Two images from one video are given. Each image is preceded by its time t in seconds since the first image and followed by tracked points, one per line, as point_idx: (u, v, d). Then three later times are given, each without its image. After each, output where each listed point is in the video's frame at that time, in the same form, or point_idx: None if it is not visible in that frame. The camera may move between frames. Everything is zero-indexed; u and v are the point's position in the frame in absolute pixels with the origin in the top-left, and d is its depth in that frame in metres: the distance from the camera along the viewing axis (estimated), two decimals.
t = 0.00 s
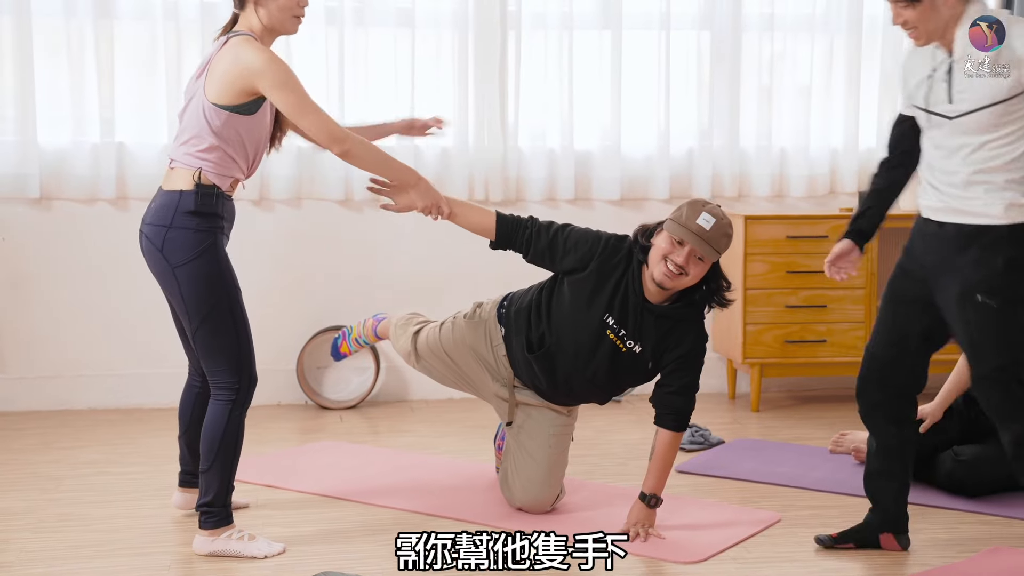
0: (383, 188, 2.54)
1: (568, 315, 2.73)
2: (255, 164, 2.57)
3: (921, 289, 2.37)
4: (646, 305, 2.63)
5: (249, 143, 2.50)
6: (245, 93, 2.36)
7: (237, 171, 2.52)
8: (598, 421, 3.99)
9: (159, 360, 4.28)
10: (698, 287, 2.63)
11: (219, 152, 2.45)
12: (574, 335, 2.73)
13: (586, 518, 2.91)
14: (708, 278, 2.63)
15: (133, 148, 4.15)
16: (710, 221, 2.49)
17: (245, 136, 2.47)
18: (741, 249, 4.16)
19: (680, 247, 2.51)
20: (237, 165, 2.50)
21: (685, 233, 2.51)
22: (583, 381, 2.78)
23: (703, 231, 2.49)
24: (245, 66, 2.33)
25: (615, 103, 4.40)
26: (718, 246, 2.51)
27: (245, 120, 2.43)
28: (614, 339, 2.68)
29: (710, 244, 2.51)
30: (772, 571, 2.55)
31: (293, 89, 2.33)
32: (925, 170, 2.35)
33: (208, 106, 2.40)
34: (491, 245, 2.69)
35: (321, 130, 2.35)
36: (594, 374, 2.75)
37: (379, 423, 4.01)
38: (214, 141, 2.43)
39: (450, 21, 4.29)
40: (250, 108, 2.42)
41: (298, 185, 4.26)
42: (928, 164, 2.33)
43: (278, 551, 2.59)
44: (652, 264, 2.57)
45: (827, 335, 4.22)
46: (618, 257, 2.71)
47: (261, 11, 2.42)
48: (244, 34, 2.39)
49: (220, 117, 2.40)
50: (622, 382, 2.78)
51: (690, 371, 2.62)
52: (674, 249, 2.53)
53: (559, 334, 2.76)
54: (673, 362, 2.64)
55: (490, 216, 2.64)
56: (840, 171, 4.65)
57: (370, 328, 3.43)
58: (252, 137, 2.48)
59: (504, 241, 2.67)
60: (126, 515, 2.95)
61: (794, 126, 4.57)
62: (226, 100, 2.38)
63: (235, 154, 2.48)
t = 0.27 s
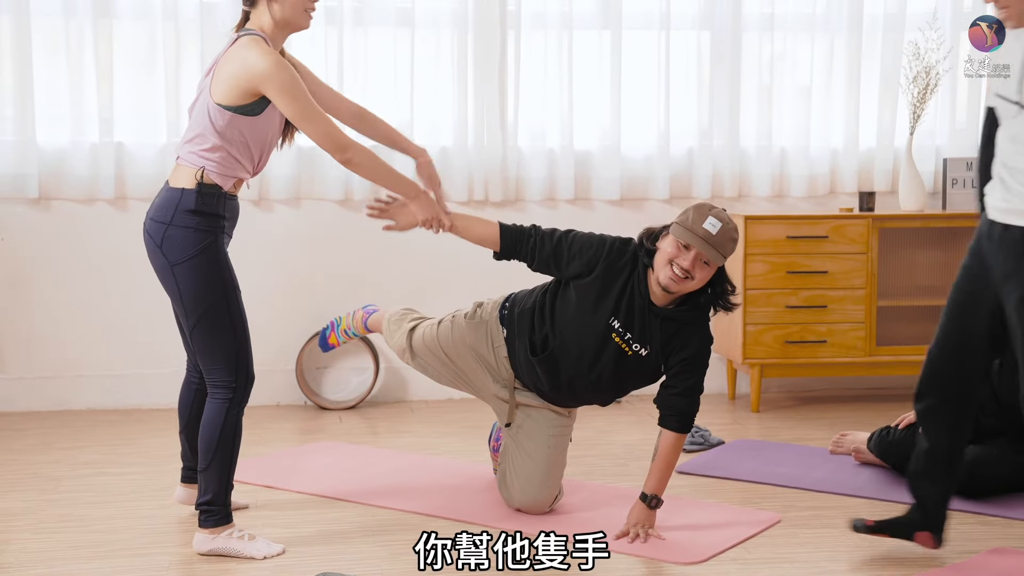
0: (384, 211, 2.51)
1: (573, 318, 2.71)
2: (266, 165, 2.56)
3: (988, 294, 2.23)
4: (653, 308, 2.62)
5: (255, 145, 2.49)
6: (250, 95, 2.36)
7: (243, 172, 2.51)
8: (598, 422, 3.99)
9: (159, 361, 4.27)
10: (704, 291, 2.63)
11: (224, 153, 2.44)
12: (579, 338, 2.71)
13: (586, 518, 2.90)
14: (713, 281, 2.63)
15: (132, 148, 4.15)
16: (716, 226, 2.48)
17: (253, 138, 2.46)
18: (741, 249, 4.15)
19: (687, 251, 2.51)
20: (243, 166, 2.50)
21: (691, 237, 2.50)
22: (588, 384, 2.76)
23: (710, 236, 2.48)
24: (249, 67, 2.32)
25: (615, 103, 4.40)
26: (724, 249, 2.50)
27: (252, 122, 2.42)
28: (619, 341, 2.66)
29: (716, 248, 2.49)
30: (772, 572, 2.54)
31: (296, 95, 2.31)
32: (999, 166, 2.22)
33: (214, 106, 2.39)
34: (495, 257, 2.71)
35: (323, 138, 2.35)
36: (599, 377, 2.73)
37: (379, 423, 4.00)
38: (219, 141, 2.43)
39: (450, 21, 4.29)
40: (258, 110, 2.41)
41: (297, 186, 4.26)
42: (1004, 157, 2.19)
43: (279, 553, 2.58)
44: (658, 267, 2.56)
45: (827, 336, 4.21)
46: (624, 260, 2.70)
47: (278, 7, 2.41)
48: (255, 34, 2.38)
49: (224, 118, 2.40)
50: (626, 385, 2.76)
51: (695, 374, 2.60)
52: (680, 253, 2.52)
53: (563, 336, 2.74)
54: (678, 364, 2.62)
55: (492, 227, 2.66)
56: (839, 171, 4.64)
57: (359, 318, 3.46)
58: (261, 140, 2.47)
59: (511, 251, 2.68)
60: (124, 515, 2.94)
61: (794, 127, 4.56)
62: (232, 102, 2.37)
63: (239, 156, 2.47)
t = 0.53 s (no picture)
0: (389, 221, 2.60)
1: (575, 321, 2.71)
2: (268, 171, 2.56)
3: None
4: (655, 311, 2.61)
5: (260, 152, 2.48)
6: (258, 104, 2.34)
7: (245, 177, 2.52)
8: (597, 425, 3.98)
9: (158, 364, 4.27)
10: (706, 295, 2.63)
11: (228, 158, 2.44)
12: (582, 342, 2.70)
13: (585, 521, 2.89)
14: (716, 284, 2.63)
15: (131, 150, 4.14)
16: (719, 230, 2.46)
17: (259, 145, 2.46)
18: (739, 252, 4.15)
19: (691, 256, 2.48)
20: (246, 172, 2.50)
21: (694, 241, 2.48)
22: (590, 388, 2.76)
23: (713, 240, 2.46)
24: (260, 77, 2.30)
25: (614, 106, 4.40)
26: (727, 254, 2.48)
27: (259, 130, 2.42)
28: (622, 345, 2.66)
29: (719, 252, 2.48)
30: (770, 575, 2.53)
31: (306, 108, 2.31)
32: None
33: (223, 112, 2.39)
34: (498, 261, 2.67)
35: (329, 151, 2.34)
36: (602, 381, 2.73)
37: (377, 427, 4.00)
38: (225, 146, 2.42)
39: (448, 23, 4.29)
40: (267, 119, 2.41)
41: (296, 188, 4.26)
42: None
43: (277, 556, 2.58)
44: (661, 272, 2.55)
45: (826, 339, 4.21)
46: (627, 263, 2.69)
47: (303, 16, 2.39)
48: (268, 42, 2.36)
49: (232, 124, 2.39)
50: (628, 388, 2.76)
51: (697, 378, 2.60)
52: (683, 258, 2.50)
53: (566, 340, 2.73)
54: (680, 368, 2.62)
55: (494, 233, 2.62)
56: (838, 174, 4.64)
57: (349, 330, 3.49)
58: (266, 147, 2.47)
59: (513, 257, 2.66)
60: (122, 518, 2.93)
61: (792, 130, 4.57)
62: (241, 109, 2.37)
63: (243, 162, 2.47)
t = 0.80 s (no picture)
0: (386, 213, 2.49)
1: (574, 327, 2.71)
2: (257, 181, 2.58)
3: None
4: (654, 319, 2.61)
5: (250, 163, 2.51)
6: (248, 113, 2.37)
7: (236, 188, 2.53)
8: (596, 434, 3.98)
9: (157, 373, 4.27)
10: (705, 303, 2.62)
11: (220, 170, 2.46)
12: (580, 348, 2.70)
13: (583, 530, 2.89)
14: (715, 293, 2.62)
15: (129, 159, 4.15)
16: (719, 239, 2.45)
17: (248, 156, 2.48)
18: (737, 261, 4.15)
19: (689, 264, 2.48)
20: (237, 182, 2.51)
21: (694, 249, 2.47)
22: (589, 394, 2.76)
23: (712, 249, 2.45)
24: (248, 88, 2.34)
25: (612, 114, 4.40)
26: (726, 262, 2.48)
27: (249, 141, 2.45)
28: (620, 352, 2.65)
29: (718, 261, 2.48)
30: None
31: (298, 112, 2.34)
32: None
33: (212, 124, 2.41)
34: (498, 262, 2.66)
35: (322, 153, 2.36)
36: (600, 387, 2.73)
37: (376, 435, 3.99)
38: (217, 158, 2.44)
39: (447, 32, 4.30)
40: (256, 129, 2.43)
41: (294, 197, 4.27)
42: None
43: (274, 565, 2.57)
44: (660, 280, 2.55)
45: (824, 348, 4.21)
46: (627, 269, 2.67)
47: (296, 37, 2.42)
48: (254, 55, 2.40)
49: (223, 135, 2.41)
50: (627, 395, 2.76)
51: (695, 387, 2.60)
52: (682, 266, 2.50)
53: (565, 347, 2.73)
54: (679, 376, 2.62)
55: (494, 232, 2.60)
56: (836, 183, 4.64)
57: (353, 343, 3.46)
58: (256, 157, 2.50)
59: (513, 258, 2.65)
60: (120, 527, 2.93)
61: (791, 139, 4.57)
62: (231, 120, 2.39)
63: (235, 173, 2.49)
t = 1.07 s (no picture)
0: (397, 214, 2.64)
1: (572, 335, 2.70)
2: (237, 203, 2.72)
3: None
4: (653, 328, 2.61)
5: (232, 182, 2.64)
6: (233, 132, 2.49)
7: (218, 206, 2.65)
8: (596, 444, 3.98)
9: (157, 383, 4.26)
10: (704, 313, 2.63)
11: (206, 188, 2.58)
12: (578, 356, 2.70)
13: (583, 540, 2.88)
14: (714, 304, 2.62)
15: (129, 168, 4.15)
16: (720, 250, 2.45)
17: (231, 175, 2.62)
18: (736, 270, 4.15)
19: (689, 274, 2.48)
20: (220, 200, 2.64)
21: (694, 260, 2.47)
22: (587, 402, 2.76)
23: (713, 260, 2.45)
24: (232, 111, 2.46)
25: (612, 124, 4.40)
26: (726, 274, 2.48)
27: (233, 159, 2.58)
28: (619, 360, 2.64)
29: (718, 272, 2.47)
30: None
31: (281, 129, 2.43)
32: None
33: (199, 144, 2.53)
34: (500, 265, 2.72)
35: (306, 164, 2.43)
36: (598, 396, 2.72)
37: (376, 445, 3.99)
38: (203, 176, 2.57)
39: (447, 43, 4.31)
40: (239, 149, 2.56)
41: (294, 206, 4.27)
42: None
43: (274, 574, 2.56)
44: (659, 289, 2.55)
45: (824, 357, 4.21)
46: (626, 277, 2.68)
47: (270, 62, 2.62)
48: (239, 80, 2.51)
49: (209, 155, 2.54)
50: (625, 404, 2.75)
51: (694, 397, 2.60)
52: (682, 276, 2.49)
53: (563, 355, 2.73)
54: (678, 386, 2.62)
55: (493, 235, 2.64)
56: (835, 193, 4.65)
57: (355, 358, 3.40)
58: (238, 177, 2.63)
59: (513, 261, 2.69)
60: (120, 536, 2.92)
61: (790, 149, 4.57)
62: (217, 140, 2.51)
63: (219, 191, 2.61)
